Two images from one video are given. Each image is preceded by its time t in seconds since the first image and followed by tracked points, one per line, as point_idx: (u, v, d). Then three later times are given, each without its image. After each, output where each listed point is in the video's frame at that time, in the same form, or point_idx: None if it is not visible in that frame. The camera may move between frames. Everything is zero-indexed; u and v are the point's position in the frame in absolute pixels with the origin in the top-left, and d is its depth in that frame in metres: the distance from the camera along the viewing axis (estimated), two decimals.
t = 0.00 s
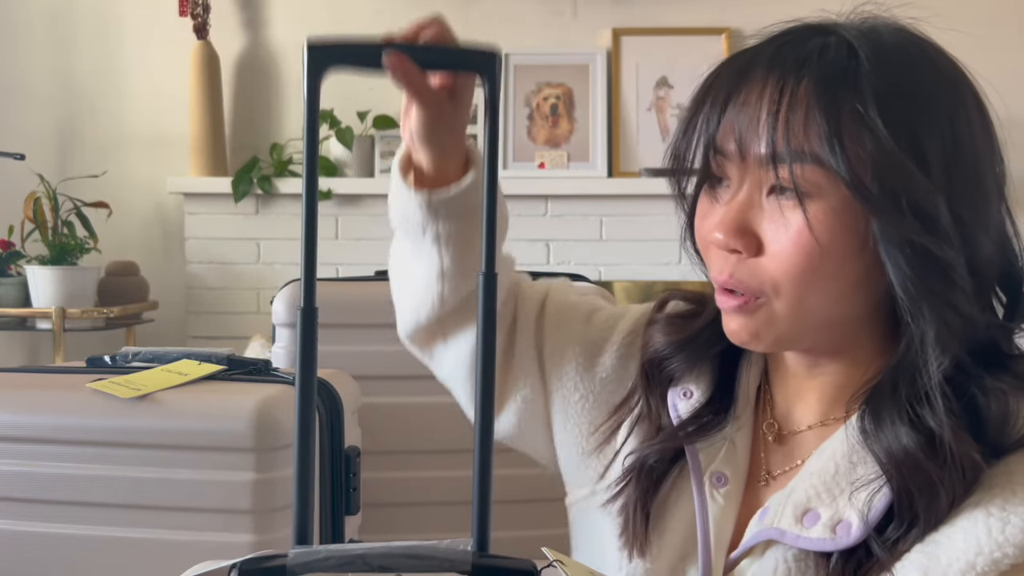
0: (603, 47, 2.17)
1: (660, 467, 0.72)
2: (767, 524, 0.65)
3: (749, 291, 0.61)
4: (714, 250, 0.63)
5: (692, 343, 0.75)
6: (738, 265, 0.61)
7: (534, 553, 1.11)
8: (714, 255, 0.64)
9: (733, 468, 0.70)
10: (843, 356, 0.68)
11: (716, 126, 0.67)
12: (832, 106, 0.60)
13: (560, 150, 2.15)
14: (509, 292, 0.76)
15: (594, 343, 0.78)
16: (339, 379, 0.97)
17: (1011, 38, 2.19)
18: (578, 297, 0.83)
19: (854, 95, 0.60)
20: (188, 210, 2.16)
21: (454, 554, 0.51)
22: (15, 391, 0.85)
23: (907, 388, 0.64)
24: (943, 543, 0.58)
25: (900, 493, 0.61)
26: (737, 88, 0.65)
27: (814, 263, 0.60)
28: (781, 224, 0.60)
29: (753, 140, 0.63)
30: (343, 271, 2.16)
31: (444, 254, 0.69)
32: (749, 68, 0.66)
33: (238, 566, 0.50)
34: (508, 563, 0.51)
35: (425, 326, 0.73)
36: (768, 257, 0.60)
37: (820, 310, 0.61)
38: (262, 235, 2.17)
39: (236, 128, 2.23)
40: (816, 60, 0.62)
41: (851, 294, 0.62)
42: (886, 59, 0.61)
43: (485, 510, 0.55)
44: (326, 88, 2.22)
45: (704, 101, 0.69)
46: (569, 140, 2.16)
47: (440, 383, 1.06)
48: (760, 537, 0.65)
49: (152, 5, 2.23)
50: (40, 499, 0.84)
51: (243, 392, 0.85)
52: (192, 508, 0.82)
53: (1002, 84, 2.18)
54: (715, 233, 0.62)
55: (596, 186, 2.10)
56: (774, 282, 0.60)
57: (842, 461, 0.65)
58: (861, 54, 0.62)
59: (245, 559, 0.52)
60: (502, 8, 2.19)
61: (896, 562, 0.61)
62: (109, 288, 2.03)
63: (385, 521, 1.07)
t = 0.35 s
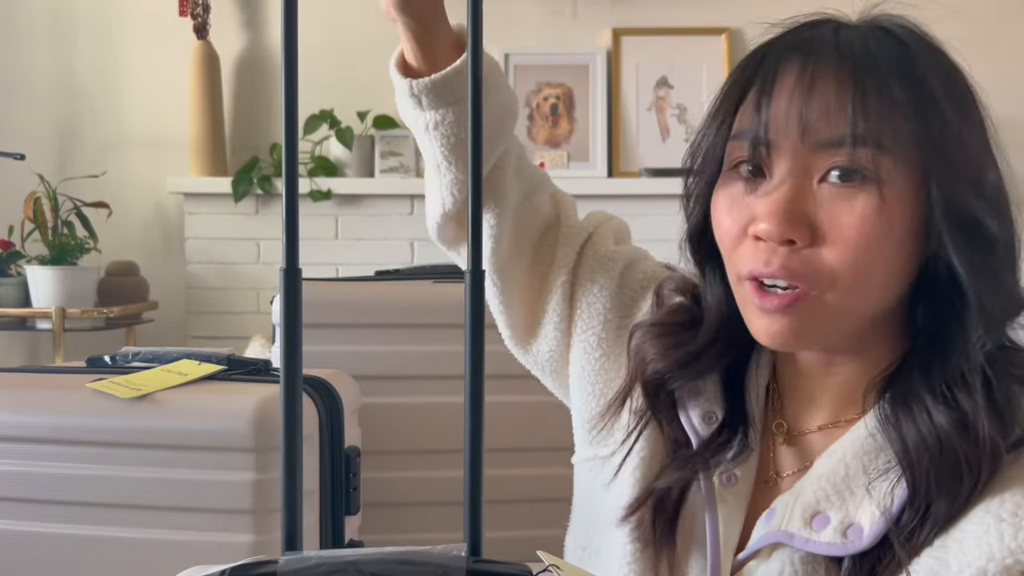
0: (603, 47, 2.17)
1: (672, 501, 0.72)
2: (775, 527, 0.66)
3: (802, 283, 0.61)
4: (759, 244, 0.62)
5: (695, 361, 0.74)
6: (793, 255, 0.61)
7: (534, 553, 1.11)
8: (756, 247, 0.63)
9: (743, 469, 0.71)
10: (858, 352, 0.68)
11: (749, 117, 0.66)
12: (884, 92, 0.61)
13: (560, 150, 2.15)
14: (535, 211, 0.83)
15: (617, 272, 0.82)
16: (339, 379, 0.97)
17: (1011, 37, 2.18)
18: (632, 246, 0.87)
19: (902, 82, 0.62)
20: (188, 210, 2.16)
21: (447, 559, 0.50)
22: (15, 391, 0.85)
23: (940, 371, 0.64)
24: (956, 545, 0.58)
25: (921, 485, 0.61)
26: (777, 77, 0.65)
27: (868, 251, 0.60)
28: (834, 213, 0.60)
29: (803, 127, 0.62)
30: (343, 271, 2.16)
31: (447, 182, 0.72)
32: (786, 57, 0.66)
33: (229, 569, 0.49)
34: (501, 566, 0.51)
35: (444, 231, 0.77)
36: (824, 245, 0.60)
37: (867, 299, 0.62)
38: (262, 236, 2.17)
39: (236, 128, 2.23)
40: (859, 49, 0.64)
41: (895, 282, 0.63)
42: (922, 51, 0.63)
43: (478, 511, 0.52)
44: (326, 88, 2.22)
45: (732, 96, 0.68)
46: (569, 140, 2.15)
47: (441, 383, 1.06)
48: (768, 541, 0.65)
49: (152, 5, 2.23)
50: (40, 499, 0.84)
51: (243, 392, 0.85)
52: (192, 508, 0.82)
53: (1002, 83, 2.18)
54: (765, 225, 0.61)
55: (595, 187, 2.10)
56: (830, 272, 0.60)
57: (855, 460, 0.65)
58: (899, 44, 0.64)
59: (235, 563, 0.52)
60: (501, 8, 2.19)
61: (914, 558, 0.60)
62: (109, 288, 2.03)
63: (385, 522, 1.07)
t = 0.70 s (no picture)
0: (603, 47, 2.17)
1: (674, 519, 0.71)
2: (770, 528, 0.66)
3: (817, 291, 0.61)
4: (772, 251, 0.62)
5: (687, 370, 0.74)
6: (809, 264, 0.60)
7: (534, 553, 1.11)
8: (769, 257, 0.62)
9: (738, 471, 0.72)
10: (855, 355, 0.68)
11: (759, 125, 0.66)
12: (898, 102, 0.62)
13: (560, 150, 2.15)
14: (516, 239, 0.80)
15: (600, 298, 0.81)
16: (339, 379, 0.97)
17: (1011, 36, 2.18)
18: (608, 265, 0.86)
19: (913, 92, 0.62)
20: (188, 210, 2.16)
21: (449, 558, 0.50)
22: (15, 391, 0.85)
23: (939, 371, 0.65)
24: (946, 544, 0.58)
25: (917, 483, 0.61)
26: (788, 84, 0.65)
27: (881, 258, 0.61)
28: (847, 221, 0.61)
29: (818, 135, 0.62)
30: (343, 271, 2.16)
31: (439, 218, 0.72)
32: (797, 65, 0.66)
33: (231, 568, 0.49)
34: (504, 565, 0.51)
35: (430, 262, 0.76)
36: (839, 255, 0.60)
37: (878, 307, 0.62)
38: (262, 235, 2.17)
39: (236, 128, 2.23)
40: (870, 58, 0.64)
41: (903, 288, 0.63)
42: (927, 61, 0.64)
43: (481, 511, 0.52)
44: (326, 88, 2.22)
45: (741, 103, 0.68)
46: (569, 139, 2.15)
47: (441, 382, 1.06)
48: (763, 542, 0.65)
49: (152, 5, 2.23)
50: (40, 498, 0.84)
51: (244, 392, 0.85)
52: (192, 508, 0.82)
53: (1002, 83, 2.18)
54: (781, 233, 0.61)
55: (595, 186, 2.10)
56: (845, 282, 0.60)
57: (848, 460, 0.66)
58: (907, 54, 0.64)
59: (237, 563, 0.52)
60: (501, 8, 2.19)
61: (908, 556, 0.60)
62: (109, 288, 2.03)
63: (386, 522, 1.07)
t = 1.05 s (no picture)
0: (603, 47, 2.17)
1: (678, 504, 0.71)
2: (770, 527, 0.66)
3: (799, 301, 0.61)
4: (755, 261, 0.63)
5: (688, 369, 0.74)
6: (791, 275, 0.61)
7: (534, 552, 1.11)
8: (753, 266, 0.63)
9: (739, 471, 0.72)
10: (849, 357, 0.68)
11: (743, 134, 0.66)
12: (879, 113, 0.61)
13: (560, 150, 2.15)
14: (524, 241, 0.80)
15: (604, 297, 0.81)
16: (339, 379, 0.97)
17: (1011, 37, 2.18)
18: (611, 264, 0.85)
19: (896, 101, 0.61)
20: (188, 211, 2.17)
21: (448, 559, 0.51)
22: (16, 391, 0.85)
23: (931, 370, 0.65)
24: (944, 540, 0.58)
25: (914, 481, 0.62)
26: (771, 93, 0.65)
27: (867, 268, 0.60)
28: (831, 231, 0.61)
29: (800, 146, 0.62)
30: (343, 271, 2.16)
31: (453, 216, 0.71)
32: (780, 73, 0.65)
33: (231, 568, 0.50)
34: (503, 566, 0.51)
35: (439, 264, 0.75)
36: (821, 265, 0.61)
37: (863, 316, 0.62)
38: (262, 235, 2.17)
39: (236, 128, 2.23)
40: (856, 66, 0.63)
41: (893, 295, 0.63)
42: (916, 64, 0.63)
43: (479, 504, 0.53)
44: (326, 88, 2.22)
45: (730, 109, 0.68)
46: (569, 140, 2.15)
47: (441, 383, 1.06)
48: (764, 541, 0.65)
49: (152, 5, 2.24)
50: (41, 498, 0.84)
51: (244, 392, 0.85)
52: (193, 508, 0.82)
53: (1001, 83, 2.18)
54: (762, 244, 0.62)
55: (595, 187, 2.10)
56: (828, 291, 0.61)
57: (847, 459, 0.66)
58: (893, 58, 0.63)
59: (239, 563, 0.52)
60: (502, 8, 2.19)
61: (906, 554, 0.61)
62: (109, 288, 2.03)
63: (385, 521, 1.07)
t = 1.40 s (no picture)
0: (603, 47, 2.17)
1: (682, 504, 0.71)
2: (775, 527, 0.66)
3: (783, 305, 0.62)
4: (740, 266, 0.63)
5: (691, 371, 0.74)
6: (773, 280, 0.61)
7: (534, 553, 1.11)
8: (738, 271, 0.63)
9: (742, 471, 0.72)
10: (845, 361, 0.68)
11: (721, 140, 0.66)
12: (853, 115, 0.60)
13: (560, 150, 2.15)
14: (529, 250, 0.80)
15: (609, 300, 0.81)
16: (339, 379, 0.97)
17: (1011, 37, 2.18)
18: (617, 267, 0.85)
19: (872, 100, 0.60)
20: (188, 211, 2.17)
21: (447, 559, 0.51)
22: (16, 391, 0.85)
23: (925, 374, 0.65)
24: (947, 540, 0.59)
25: (914, 483, 0.62)
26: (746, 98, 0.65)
27: (847, 271, 0.60)
28: (810, 237, 0.60)
29: (774, 152, 0.61)
30: (343, 271, 2.16)
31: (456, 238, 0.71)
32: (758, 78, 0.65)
33: (232, 569, 0.50)
34: (501, 566, 0.51)
35: (444, 279, 0.75)
36: (802, 269, 0.60)
37: (847, 320, 0.62)
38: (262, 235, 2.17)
39: (236, 128, 2.23)
40: (830, 68, 0.62)
41: (879, 296, 0.62)
42: (892, 62, 0.61)
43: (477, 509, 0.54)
44: (326, 88, 2.22)
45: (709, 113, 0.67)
46: (569, 140, 2.15)
47: (441, 382, 1.06)
48: (769, 540, 0.65)
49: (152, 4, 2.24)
50: (40, 498, 0.84)
51: (243, 392, 0.85)
52: (193, 508, 0.82)
53: (1001, 83, 2.18)
54: (742, 251, 0.62)
55: (595, 187, 2.10)
56: (811, 295, 0.61)
57: (850, 460, 0.65)
58: (869, 55, 0.62)
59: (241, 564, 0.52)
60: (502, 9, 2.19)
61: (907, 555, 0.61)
62: (109, 288, 2.03)
63: (385, 521, 1.07)
